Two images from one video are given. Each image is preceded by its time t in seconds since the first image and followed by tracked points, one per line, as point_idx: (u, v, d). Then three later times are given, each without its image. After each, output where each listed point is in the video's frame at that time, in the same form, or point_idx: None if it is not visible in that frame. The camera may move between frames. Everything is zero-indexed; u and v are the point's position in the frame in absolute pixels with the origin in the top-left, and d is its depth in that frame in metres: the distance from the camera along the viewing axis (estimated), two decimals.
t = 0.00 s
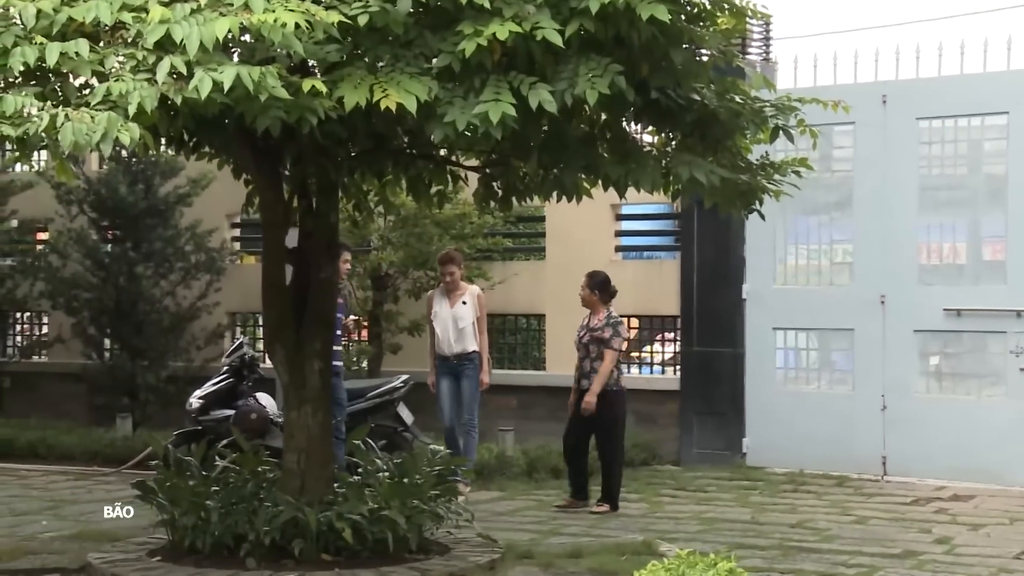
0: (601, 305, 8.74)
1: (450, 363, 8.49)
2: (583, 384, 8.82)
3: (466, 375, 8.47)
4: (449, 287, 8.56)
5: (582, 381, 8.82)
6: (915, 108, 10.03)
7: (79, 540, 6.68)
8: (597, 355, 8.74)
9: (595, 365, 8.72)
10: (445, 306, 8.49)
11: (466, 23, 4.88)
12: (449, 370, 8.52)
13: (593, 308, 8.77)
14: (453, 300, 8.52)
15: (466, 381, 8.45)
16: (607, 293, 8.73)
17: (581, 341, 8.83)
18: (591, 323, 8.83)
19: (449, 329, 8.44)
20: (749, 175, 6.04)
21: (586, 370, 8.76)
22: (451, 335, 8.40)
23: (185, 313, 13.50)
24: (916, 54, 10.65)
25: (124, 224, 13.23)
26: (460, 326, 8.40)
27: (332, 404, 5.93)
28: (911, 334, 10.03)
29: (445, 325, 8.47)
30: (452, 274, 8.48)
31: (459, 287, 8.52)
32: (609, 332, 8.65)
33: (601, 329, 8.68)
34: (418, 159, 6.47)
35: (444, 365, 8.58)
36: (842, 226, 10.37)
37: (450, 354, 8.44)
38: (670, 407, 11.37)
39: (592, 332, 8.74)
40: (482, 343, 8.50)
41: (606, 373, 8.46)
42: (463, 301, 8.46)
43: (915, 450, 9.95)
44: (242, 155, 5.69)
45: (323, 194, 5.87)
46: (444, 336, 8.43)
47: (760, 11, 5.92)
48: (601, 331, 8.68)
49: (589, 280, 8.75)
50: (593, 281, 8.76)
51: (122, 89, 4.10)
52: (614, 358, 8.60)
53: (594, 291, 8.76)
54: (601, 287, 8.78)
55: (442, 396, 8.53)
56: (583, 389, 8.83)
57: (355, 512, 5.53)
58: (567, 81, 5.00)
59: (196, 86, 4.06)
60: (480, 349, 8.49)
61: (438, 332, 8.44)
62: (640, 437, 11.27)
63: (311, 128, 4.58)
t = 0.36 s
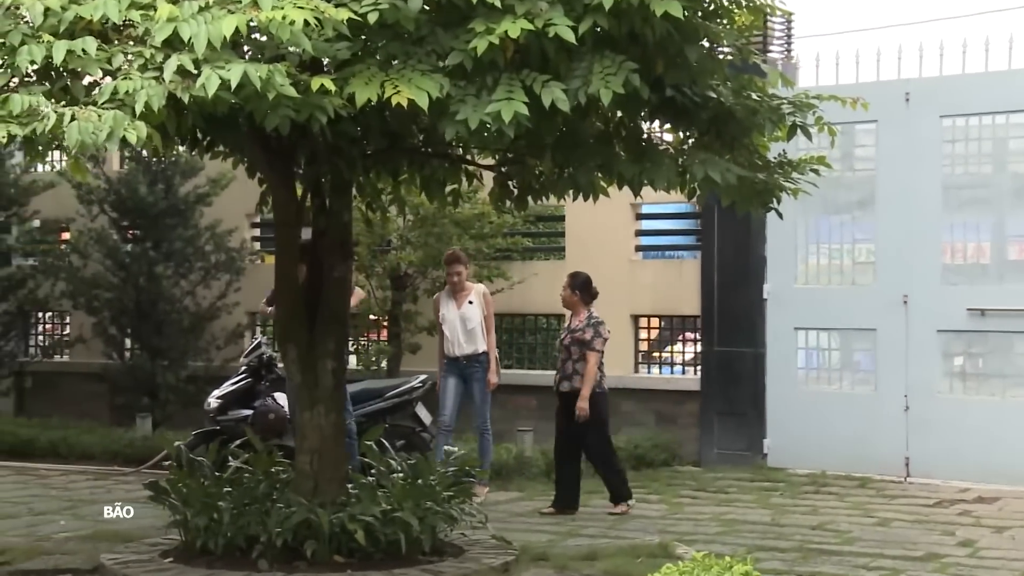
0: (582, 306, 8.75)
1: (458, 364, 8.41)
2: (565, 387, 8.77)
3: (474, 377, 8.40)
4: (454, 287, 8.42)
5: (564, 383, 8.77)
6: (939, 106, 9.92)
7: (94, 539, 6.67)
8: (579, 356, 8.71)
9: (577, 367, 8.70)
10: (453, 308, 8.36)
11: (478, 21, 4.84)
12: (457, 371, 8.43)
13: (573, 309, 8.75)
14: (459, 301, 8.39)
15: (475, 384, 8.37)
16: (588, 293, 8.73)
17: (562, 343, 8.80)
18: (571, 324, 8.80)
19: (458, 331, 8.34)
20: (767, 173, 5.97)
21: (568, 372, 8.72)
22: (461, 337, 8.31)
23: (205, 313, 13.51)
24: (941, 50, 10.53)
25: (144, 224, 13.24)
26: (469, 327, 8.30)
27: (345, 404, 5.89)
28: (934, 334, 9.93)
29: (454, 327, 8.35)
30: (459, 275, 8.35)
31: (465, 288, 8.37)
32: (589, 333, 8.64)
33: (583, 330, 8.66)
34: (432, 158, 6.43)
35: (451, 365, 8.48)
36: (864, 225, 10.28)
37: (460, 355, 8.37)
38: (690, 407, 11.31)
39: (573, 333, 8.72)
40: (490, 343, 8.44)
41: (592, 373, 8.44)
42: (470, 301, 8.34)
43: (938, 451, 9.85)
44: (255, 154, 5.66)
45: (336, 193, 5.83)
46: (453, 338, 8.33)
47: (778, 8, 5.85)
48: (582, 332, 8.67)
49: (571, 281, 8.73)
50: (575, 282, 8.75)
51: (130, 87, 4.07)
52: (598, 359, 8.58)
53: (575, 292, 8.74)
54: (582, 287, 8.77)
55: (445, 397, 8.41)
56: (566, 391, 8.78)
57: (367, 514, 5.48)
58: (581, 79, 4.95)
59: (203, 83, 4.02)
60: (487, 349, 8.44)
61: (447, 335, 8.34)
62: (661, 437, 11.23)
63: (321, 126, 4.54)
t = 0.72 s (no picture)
0: (569, 305, 8.61)
1: (447, 366, 7.95)
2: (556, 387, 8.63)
3: (465, 380, 7.96)
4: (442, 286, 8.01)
5: (554, 384, 8.63)
6: (959, 103, 9.82)
7: (106, 540, 6.65)
8: (571, 356, 8.58)
9: (570, 367, 8.57)
10: (439, 307, 7.91)
11: (486, 17, 4.79)
12: (446, 373, 7.98)
13: (561, 309, 8.60)
14: (447, 300, 7.95)
15: (467, 389, 7.97)
16: (577, 292, 8.61)
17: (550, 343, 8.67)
18: (558, 324, 8.68)
19: (445, 331, 7.89)
20: (781, 171, 5.90)
21: (559, 372, 8.61)
22: (449, 338, 7.84)
23: (221, 313, 13.51)
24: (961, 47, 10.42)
25: (161, 223, 13.24)
26: (458, 327, 7.87)
27: (355, 404, 5.85)
28: (954, 334, 9.83)
29: (441, 326, 7.90)
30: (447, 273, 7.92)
31: (453, 285, 7.95)
32: (581, 332, 8.55)
33: (574, 329, 8.56)
34: (444, 157, 6.38)
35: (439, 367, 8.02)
36: (883, 224, 10.18)
37: (449, 357, 7.91)
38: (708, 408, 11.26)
39: (563, 333, 8.60)
40: (481, 343, 7.97)
41: (593, 374, 8.38)
42: (459, 301, 7.92)
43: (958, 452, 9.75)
44: (264, 152, 5.63)
45: (345, 192, 5.79)
46: (441, 339, 7.87)
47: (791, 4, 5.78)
48: (572, 331, 8.56)
49: (558, 279, 8.57)
50: (561, 280, 8.58)
51: (132, 84, 4.04)
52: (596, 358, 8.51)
53: (561, 291, 8.59)
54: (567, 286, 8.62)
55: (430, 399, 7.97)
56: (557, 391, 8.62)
57: (376, 515, 5.43)
58: (591, 76, 4.89)
59: (205, 79, 3.98)
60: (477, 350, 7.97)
61: (435, 336, 7.88)
62: (678, 438, 11.20)
63: (326, 123, 4.50)
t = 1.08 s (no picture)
0: (559, 308, 8.13)
1: (449, 364, 7.67)
2: (541, 391, 8.11)
3: (466, 377, 7.67)
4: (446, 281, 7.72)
5: (539, 388, 8.12)
6: (988, 102, 9.69)
7: (124, 541, 6.65)
8: (557, 361, 8.08)
9: (556, 371, 8.06)
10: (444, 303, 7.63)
11: (499, 14, 4.73)
12: (448, 371, 7.70)
13: (551, 311, 8.13)
14: (452, 296, 7.68)
15: (465, 383, 7.66)
16: (568, 297, 8.14)
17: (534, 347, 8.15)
18: (546, 327, 8.18)
19: (450, 327, 7.62)
20: (801, 169, 5.82)
21: (545, 376, 8.08)
22: (454, 334, 7.58)
23: (244, 313, 13.52)
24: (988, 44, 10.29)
25: (184, 224, 13.25)
26: (464, 324, 7.61)
27: (369, 405, 5.80)
28: (982, 335, 9.71)
29: (446, 323, 7.62)
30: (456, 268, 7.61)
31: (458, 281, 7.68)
32: (570, 338, 8.07)
33: (565, 334, 8.08)
34: (462, 157, 6.32)
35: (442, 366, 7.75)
36: (909, 223, 10.07)
37: (451, 354, 7.64)
38: (732, 409, 11.21)
39: (552, 337, 8.11)
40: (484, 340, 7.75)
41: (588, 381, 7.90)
42: (465, 297, 7.68)
43: (986, 454, 9.63)
44: (278, 151, 5.59)
45: (359, 191, 5.74)
46: (446, 336, 7.60)
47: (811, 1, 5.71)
48: (561, 336, 8.07)
49: (550, 281, 8.12)
50: (553, 283, 8.14)
51: (139, 81, 4.00)
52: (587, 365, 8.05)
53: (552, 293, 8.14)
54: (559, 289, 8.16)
55: (440, 400, 7.72)
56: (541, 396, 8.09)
57: (390, 518, 5.38)
58: (605, 74, 4.83)
59: (212, 77, 3.93)
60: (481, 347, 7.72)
61: (439, 332, 7.60)
62: (702, 439, 11.15)
63: (337, 121, 4.46)
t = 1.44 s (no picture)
0: (549, 306, 7.76)
1: (456, 368, 7.57)
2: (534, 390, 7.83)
3: (472, 381, 7.55)
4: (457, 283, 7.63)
5: (533, 387, 7.83)
6: (1020, 99, 9.54)
7: (143, 542, 6.64)
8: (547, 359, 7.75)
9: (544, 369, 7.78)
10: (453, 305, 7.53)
11: (514, 10, 4.67)
12: (456, 376, 7.60)
13: (541, 309, 7.77)
14: (461, 299, 7.58)
15: (470, 387, 7.53)
16: (560, 294, 7.74)
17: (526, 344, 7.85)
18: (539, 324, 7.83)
19: (457, 331, 7.51)
20: (823, 167, 5.72)
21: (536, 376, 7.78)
22: (460, 338, 7.47)
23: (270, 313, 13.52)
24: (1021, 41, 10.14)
25: (209, 224, 13.26)
26: (472, 327, 7.48)
27: (386, 406, 5.75)
28: (1013, 336, 9.56)
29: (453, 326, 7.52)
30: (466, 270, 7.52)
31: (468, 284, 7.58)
32: (556, 336, 7.68)
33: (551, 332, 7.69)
34: (482, 155, 6.26)
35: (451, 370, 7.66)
36: (940, 222, 9.94)
37: (457, 358, 7.52)
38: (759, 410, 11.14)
39: (542, 335, 7.75)
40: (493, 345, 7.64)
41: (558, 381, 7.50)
42: (474, 300, 7.56)
43: (1017, 457, 9.48)
44: (294, 149, 5.54)
45: (376, 190, 5.69)
46: (452, 339, 7.49)
47: None
48: (548, 335, 7.71)
49: (540, 279, 7.72)
50: (544, 280, 7.74)
51: (148, 78, 3.96)
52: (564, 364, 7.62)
53: (542, 290, 7.76)
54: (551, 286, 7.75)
55: (452, 405, 7.65)
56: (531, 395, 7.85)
57: (405, 520, 5.32)
58: (623, 71, 4.75)
59: (220, 74, 3.89)
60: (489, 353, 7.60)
61: (446, 334, 7.49)
62: (728, 440, 11.07)
63: (349, 118, 4.40)
